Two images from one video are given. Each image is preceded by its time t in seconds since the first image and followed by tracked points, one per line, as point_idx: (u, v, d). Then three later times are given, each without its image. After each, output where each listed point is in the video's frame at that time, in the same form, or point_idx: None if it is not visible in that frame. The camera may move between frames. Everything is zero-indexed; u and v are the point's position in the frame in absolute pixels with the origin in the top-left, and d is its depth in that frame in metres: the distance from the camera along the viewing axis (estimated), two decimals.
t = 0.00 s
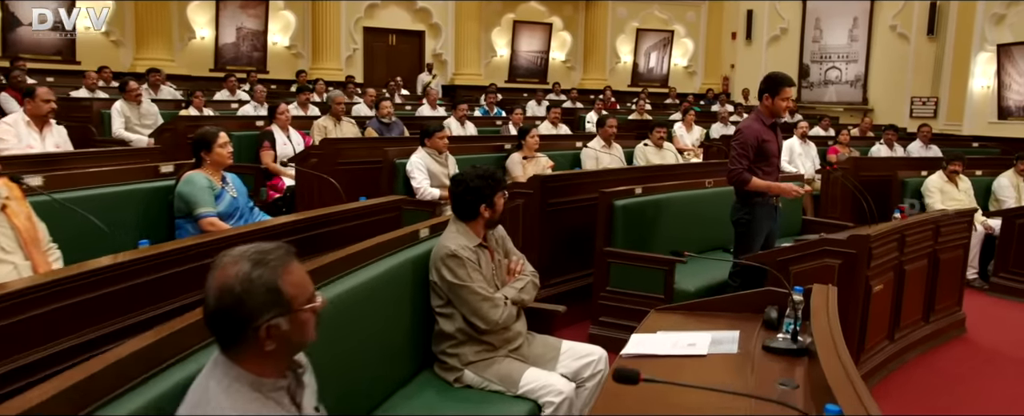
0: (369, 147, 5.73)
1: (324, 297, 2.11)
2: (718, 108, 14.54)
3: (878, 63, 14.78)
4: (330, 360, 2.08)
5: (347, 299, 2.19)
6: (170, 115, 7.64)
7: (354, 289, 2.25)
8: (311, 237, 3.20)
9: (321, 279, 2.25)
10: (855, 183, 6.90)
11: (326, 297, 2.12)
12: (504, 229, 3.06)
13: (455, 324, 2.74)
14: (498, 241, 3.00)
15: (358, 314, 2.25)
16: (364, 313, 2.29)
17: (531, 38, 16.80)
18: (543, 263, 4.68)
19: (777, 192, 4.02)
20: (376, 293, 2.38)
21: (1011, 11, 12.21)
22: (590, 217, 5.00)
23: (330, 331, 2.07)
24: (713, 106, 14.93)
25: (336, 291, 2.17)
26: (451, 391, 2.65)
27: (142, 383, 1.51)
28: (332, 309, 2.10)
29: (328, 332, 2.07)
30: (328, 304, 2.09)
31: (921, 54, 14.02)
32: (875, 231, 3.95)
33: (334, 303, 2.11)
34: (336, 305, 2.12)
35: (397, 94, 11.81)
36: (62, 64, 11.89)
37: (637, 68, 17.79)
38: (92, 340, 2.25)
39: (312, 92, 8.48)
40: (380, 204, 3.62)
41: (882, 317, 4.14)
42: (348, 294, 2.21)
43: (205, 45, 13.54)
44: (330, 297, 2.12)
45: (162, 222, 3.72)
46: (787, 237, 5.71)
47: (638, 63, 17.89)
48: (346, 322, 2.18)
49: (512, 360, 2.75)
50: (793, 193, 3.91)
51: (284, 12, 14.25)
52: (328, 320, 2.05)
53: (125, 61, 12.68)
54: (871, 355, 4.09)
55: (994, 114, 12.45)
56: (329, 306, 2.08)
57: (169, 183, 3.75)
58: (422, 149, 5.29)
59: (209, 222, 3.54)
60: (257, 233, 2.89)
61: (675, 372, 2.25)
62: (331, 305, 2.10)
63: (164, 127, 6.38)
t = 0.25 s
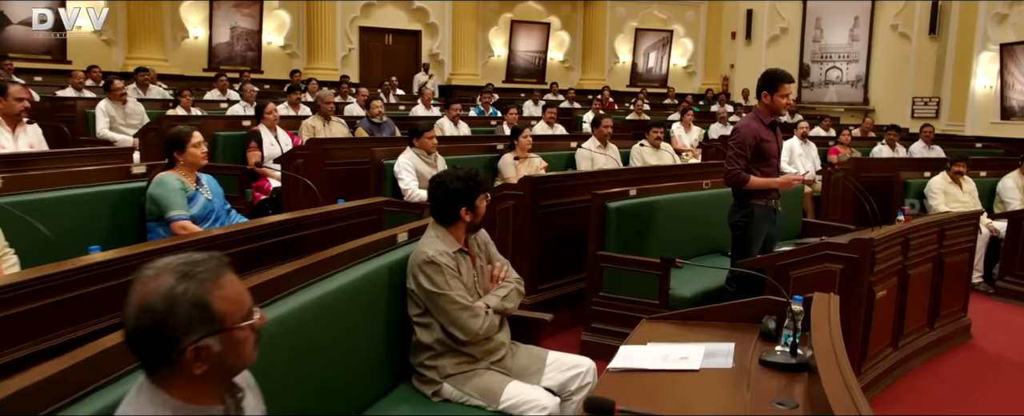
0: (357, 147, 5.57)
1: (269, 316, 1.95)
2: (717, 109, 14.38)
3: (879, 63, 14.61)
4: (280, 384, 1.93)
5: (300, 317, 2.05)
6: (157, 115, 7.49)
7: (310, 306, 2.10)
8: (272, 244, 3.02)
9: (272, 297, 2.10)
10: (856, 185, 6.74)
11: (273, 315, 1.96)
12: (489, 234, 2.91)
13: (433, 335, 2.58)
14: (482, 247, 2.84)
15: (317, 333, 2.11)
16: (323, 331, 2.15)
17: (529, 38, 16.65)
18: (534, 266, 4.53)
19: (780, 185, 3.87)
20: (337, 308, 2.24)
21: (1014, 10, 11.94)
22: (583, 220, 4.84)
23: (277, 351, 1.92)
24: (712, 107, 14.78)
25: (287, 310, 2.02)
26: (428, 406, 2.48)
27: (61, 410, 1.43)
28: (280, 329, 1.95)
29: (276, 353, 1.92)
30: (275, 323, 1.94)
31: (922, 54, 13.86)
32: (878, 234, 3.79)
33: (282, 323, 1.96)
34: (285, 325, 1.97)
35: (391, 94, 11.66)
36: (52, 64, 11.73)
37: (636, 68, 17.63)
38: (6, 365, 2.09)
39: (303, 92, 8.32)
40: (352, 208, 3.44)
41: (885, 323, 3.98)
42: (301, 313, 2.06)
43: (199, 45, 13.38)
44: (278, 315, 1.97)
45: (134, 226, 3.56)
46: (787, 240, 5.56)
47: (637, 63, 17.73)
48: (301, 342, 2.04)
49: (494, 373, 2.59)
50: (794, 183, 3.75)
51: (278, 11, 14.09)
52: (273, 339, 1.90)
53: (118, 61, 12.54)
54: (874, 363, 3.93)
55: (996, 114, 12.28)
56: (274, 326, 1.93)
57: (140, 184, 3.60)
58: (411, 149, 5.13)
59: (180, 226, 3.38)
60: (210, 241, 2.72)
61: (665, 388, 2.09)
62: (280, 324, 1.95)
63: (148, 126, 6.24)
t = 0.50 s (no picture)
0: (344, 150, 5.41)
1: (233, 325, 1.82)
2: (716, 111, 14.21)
3: (880, 65, 14.52)
4: (251, 395, 1.83)
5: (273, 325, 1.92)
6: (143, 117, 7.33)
7: (284, 311, 1.98)
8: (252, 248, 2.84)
9: (248, 301, 1.99)
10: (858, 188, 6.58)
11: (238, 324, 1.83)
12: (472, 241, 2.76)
13: (408, 349, 2.42)
14: (465, 253, 2.69)
15: (292, 337, 2.00)
16: (300, 334, 2.04)
17: (526, 40, 16.51)
18: (525, 273, 4.37)
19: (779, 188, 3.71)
20: (313, 313, 2.12)
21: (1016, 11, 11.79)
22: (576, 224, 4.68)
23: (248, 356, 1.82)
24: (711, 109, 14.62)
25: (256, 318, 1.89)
26: None
27: None
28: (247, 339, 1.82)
29: (245, 361, 1.81)
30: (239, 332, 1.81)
31: (923, 56, 13.73)
32: (882, 240, 3.63)
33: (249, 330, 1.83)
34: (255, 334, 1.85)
35: (386, 96, 11.51)
36: (43, 66, 11.57)
37: (634, 70, 17.47)
38: None
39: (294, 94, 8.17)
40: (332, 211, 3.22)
41: (889, 333, 3.81)
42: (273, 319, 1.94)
43: (192, 47, 13.22)
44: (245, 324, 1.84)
45: (102, 231, 3.42)
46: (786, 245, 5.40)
47: (636, 66, 17.58)
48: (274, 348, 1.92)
49: (473, 391, 2.43)
50: (794, 186, 3.59)
51: (273, 13, 13.95)
52: (239, 346, 1.79)
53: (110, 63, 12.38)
54: (878, 374, 3.76)
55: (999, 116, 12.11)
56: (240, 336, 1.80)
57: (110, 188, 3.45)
58: (398, 152, 4.98)
59: (150, 232, 3.23)
60: (161, 252, 2.40)
61: (654, 409, 1.93)
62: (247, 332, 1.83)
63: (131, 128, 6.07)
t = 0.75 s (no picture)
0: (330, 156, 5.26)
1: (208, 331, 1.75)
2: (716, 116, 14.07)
3: (881, 70, 14.35)
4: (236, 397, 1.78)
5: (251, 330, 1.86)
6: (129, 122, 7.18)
7: (260, 316, 1.91)
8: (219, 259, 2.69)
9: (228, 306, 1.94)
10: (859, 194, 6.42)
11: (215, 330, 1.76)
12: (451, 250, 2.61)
13: (379, 367, 2.26)
14: (446, 264, 2.56)
15: (271, 341, 1.94)
16: (278, 338, 1.97)
17: (524, 45, 16.39)
18: (514, 283, 4.21)
19: (777, 195, 3.54)
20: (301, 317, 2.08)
21: (1018, 15, 11.73)
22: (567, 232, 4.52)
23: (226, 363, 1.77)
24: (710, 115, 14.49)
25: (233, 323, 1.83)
26: None
27: None
28: (225, 344, 1.76)
29: (227, 363, 1.76)
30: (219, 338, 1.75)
31: (924, 61, 13.62)
32: (885, 249, 3.47)
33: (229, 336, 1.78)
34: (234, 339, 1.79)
35: (380, 101, 11.36)
36: (34, 70, 11.42)
37: (633, 75, 17.33)
38: None
39: (284, 99, 8.02)
40: (297, 221, 2.99)
41: (893, 345, 3.65)
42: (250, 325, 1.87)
43: (186, 52, 13.06)
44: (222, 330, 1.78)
45: (67, 238, 3.24)
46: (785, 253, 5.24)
47: (634, 71, 17.44)
48: (252, 354, 1.86)
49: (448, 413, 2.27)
50: (793, 193, 3.43)
51: (268, 17, 13.82)
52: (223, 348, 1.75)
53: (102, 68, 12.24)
54: (881, 389, 3.60)
55: (1001, 122, 11.98)
56: (218, 342, 1.74)
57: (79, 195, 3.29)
58: (384, 158, 4.83)
59: (116, 240, 3.07)
60: (51, 278, 2.10)
61: None
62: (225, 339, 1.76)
63: (114, 133, 5.92)
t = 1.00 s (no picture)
0: (316, 162, 5.11)
1: (180, 340, 1.70)
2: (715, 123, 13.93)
3: (881, 76, 14.22)
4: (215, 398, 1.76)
5: (226, 336, 1.81)
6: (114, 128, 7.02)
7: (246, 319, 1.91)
8: (184, 270, 2.53)
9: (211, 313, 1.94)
10: (861, 202, 6.27)
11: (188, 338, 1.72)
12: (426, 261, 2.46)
13: (346, 389, 2.10)
14: (421, 274, 2.41)
15: (252, 346, 1.91)
16: (258, 342, 1.94)
17: (521, 51, 16.26)
18: (502, 294, 4.05)
19: (775, 204, 3.38)
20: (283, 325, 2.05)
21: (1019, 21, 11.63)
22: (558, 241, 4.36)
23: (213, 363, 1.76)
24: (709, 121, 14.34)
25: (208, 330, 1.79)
26: None
27: None
28: (200, 351, 1.71)
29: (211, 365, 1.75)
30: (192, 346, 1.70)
31: (925, 67, 13.51)
32: (888, 260, 3.31)
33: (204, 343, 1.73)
34: (208, 345, 1.74)
35: (374, 108, 11.22)
36: (24, 77, 11.28)
37: (631, 82, 17.18)
38: None
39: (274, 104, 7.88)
40: (259, 232, 2.79)
41: (897, 361, 3.48)
42: (223, 331, 1.81)
43: (179, 58, 12.91)
44: (194, 338, 1.73)
45: (28, 245, 3.06)
46: (784, 263, 5.09)
47: (633, 78, 17.30)
48: (230, 358, 1.82)
49: None
50: (793, 201, 3.27)
51: (263, 23, 13.64)
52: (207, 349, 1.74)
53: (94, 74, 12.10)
54: (886, 406, 3.43)
55: (1004, 129, 11.91)
56: (192, 350, 1.70)
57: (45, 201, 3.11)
58: (370, 164, 4.68)
59: (78, 250, 2.87)
60: None
61: None
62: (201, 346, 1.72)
63: (96, 138, 5.77)
